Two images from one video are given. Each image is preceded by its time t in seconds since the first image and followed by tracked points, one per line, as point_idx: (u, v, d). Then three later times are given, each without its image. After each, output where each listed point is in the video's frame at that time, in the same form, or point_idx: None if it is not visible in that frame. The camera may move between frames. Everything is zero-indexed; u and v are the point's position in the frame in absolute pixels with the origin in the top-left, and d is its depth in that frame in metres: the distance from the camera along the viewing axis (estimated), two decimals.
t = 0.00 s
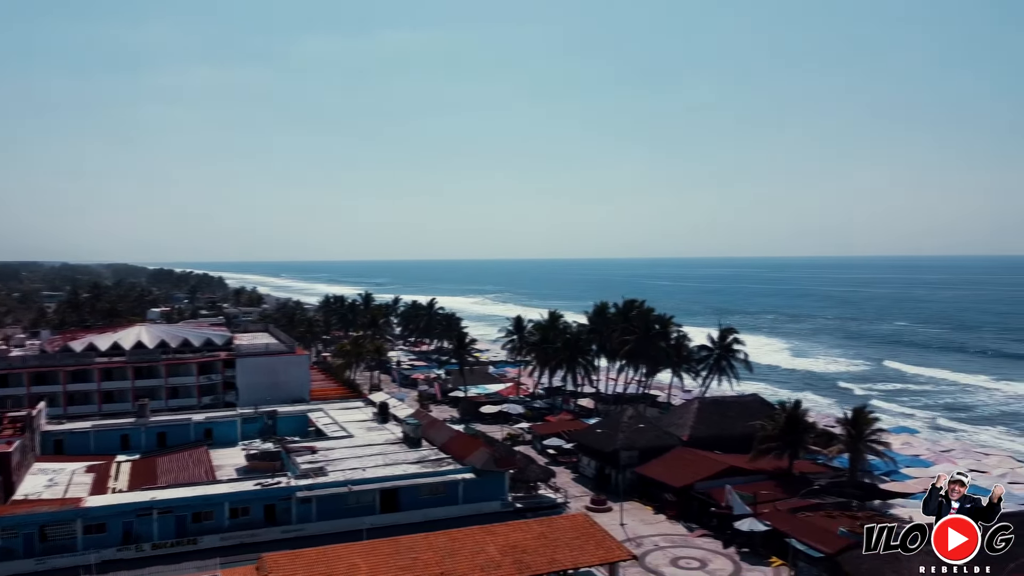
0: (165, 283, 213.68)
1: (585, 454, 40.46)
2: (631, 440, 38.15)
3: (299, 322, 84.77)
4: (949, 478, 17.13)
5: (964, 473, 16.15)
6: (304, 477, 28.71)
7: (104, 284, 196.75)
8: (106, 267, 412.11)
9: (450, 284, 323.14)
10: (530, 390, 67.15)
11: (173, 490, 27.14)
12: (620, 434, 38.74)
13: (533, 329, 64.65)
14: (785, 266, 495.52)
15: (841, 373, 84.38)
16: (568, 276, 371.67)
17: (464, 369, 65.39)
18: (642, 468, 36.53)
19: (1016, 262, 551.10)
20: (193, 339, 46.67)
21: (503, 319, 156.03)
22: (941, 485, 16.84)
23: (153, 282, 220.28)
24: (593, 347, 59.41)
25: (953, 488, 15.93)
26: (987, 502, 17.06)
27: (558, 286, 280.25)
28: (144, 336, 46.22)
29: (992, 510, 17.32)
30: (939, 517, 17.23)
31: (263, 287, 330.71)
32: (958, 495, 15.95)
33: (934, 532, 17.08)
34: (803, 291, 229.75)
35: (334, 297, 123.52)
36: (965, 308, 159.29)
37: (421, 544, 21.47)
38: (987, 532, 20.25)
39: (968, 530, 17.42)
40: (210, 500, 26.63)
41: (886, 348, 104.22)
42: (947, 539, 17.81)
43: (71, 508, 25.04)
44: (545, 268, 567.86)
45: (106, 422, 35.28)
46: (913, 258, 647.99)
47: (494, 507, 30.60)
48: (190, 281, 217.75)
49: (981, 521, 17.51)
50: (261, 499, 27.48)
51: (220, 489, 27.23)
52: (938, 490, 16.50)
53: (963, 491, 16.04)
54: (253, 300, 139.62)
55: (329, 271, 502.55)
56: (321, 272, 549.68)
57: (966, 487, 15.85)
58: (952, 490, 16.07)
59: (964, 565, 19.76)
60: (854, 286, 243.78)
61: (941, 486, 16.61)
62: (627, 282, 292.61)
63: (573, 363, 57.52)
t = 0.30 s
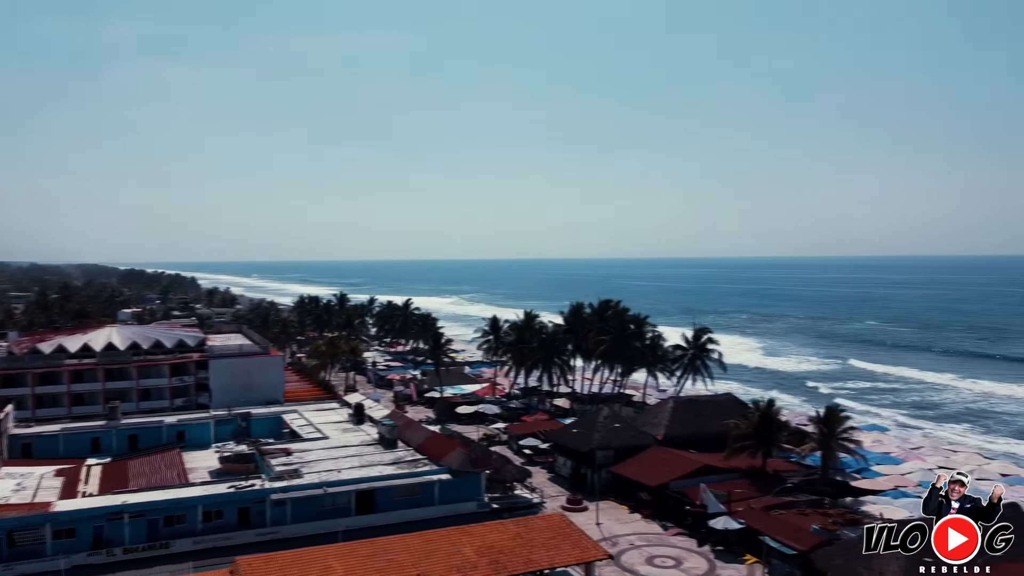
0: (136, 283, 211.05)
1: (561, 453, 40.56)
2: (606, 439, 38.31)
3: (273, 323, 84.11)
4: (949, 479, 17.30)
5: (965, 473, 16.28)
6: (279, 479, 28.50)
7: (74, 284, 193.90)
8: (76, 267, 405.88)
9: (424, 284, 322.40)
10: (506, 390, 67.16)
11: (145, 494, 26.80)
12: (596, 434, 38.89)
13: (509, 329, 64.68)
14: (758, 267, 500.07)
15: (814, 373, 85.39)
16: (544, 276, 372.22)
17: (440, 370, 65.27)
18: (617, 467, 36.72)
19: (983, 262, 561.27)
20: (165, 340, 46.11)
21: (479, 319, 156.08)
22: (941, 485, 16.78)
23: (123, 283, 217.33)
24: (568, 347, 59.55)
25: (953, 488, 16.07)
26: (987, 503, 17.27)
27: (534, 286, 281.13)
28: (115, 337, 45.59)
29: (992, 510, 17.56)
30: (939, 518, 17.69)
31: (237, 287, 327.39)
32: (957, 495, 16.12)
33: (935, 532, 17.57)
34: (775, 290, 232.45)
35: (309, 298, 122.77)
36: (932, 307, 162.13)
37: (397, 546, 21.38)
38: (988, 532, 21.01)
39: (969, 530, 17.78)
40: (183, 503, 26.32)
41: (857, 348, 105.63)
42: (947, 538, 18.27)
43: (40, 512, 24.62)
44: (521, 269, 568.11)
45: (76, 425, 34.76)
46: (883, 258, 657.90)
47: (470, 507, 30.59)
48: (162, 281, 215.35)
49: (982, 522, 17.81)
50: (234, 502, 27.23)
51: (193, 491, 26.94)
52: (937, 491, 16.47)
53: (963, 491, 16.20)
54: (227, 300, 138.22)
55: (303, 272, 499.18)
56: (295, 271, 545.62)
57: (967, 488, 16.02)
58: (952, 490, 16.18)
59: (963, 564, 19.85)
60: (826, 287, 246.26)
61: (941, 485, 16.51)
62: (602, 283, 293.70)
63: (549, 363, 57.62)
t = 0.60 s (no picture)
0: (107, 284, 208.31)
1: (537, 453, 40.63)
2: (583, 439, 38.44)
3: (247, 324, 83.37)
4: (948, 478, 17.43)
5: (965, 473, 16.31)
6: (253, 481, 28.26)
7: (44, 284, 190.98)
8: (45, 267, 399.54)
9: (400, 284, 321.39)
10: (483, 390, 67.14)
11: (116, 497, 26.43)
12: (572, 434, 39.02)
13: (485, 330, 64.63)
14: (732, 267, 504.18)
15: (787, 372, 86.34)
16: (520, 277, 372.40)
17: (416, 370, 65.10)
18: (594, 467, 36.86)
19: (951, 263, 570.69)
20: (137, 342, 45.56)
21: (455, 319, 155.80)
22: (941, 484, 16.86)
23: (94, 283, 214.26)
24: (545, 347, 59.65)
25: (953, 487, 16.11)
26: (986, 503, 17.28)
27: (511, 286, 281.41)
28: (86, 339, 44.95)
29: (991, 510, 17.58)
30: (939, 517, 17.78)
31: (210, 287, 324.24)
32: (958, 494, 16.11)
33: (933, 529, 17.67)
34: (748, 290, 234.45)
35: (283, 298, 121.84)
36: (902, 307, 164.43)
37: (374, 547, 21.28)
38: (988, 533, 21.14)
39: (969, 530, 17.79)
40: (156, 507, 26.01)
41: (829, 347, 106.97)
42: (947, 538, 18.27)
43: (8, 517, 24.20)
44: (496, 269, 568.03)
45: (46, 428, 34.23)
46: (855, 258, 666.30)
47: (447, 508, 30.55)
48: (134, 282, 212.80)
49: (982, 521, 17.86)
50: (208, 505, 26.95)
51: (166, 495, 26.62)
52: (937, 489, 16.66)
53: (963, 491, 16.24)
54: (200, 301, 136.74)
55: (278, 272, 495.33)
56: (269, 271, 541.06)
57: (967, 487, 16.04)
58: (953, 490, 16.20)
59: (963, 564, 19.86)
60: (799, 287, 248.95)
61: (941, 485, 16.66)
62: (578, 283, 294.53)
63: (526, 363, 57.69)
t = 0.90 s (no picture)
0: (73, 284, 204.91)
1: (511, 453, 40.69)
2: (556, 438, 38.58)
3: (218, 325, 82.35)
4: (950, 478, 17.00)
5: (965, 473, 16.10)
6: (224, 483, 27.96)
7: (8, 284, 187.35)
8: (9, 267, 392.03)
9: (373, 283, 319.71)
10: (456, 390, 67.03)
11: (84, 501, 25.99)
12: (545, 433, 39.14)
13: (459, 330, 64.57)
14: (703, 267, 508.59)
15: (758, 371, 87.31)
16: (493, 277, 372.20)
17: (389, 371, 64.88)
18: (567, 466, 37.00)
19: (916, 263, 580.92)
20: (105, 343, 44.89)
21: (429, 320, 155.35)
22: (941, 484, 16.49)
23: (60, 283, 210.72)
24: (519, 347, 59.70)
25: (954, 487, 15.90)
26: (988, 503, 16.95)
27: (484, 285, 281.28)
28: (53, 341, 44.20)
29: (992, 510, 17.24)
30: (939, 518, 17.32)
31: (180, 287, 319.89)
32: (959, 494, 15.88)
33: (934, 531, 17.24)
34: (718, 290, 236.53)
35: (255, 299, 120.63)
36: (869, 306, 167.08)
37: (347, 549, 21.16)
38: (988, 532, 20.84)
39: (968, 530, 17.35)
40: (124, 511, 25.62)
41: (798, 346, 108.40)
42: (947, 539, 17.78)
43: None
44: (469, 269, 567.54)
45: (12, 432, 33.61)
46: (823, 258, 675.27)
47: (420, 509, 30.48)
48: (102, 282, 209.71)
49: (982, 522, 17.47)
50: (178, 508, 26.61)
51: (135, 499, 26.24)
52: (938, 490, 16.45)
53: (964, 491, 16.03)
54: (169, 302, 134.98)
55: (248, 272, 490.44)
56: (240, 271, 535.48)
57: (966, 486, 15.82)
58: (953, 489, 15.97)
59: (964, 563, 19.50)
60: (769, 286, 251.60)
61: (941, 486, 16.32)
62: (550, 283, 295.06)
63: (500, 363, 57.69)
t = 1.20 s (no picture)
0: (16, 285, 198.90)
1: (469, 453, 40.69)
2: (513, 438, 38.69)
3: (170, 326, 80.22)
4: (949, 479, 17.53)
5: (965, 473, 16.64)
6: (176, 488, 27.42)
7: None
8: None
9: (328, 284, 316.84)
10: (414, 391, 66.63)
11: (29, 508, 25.23)
12: (502, 433, 39.22)
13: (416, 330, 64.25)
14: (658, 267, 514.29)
15: (712, 369, 88.63)
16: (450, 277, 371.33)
17: (345, 372, 64.31)
18: (524, 464, 37.14)
19: (864, 262, 595.41)
20: (50, 346, 43.61)
21: (385, 320, 154.46)
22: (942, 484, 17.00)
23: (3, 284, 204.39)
24: (476, 347, 59.64)
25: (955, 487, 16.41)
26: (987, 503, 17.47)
27: (440, 286, 280.68)
28: None
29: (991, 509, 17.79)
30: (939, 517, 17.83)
31: (128, 287, 313.12)
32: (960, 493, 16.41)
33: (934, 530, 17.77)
34: (672, 290, 239.38)
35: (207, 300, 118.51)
36: (818, 305, 170.76)
37: (305, 552, 20.97)
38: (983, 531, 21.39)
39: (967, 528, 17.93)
40: (71, 518, 24.94)
41: (750, 344, 110.36)
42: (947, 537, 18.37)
43: None
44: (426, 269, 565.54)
45: None
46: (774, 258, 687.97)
47: (377, 511, 30.34)
48: (48, 284, 204.15)
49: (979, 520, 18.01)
50: (128, 514, 25.98)
51: (83, 505, 25.58)
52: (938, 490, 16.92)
53: (964, 491, 16.54)
54: (118, 304, 131.89)
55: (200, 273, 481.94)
56: (191, 272, 525.77)
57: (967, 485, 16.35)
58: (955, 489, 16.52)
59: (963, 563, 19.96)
60: (722, 286, 255.59)
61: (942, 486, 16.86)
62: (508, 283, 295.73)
63: (457, 364, 57.53)
